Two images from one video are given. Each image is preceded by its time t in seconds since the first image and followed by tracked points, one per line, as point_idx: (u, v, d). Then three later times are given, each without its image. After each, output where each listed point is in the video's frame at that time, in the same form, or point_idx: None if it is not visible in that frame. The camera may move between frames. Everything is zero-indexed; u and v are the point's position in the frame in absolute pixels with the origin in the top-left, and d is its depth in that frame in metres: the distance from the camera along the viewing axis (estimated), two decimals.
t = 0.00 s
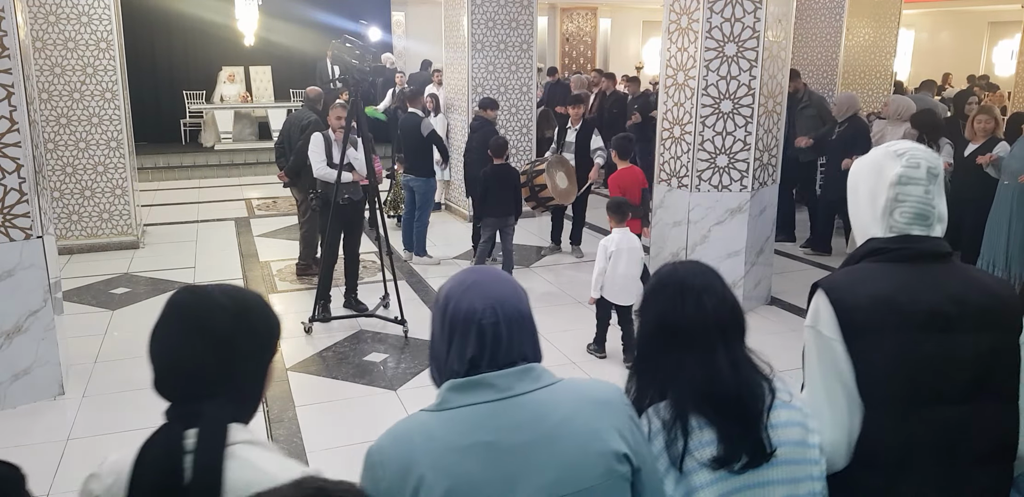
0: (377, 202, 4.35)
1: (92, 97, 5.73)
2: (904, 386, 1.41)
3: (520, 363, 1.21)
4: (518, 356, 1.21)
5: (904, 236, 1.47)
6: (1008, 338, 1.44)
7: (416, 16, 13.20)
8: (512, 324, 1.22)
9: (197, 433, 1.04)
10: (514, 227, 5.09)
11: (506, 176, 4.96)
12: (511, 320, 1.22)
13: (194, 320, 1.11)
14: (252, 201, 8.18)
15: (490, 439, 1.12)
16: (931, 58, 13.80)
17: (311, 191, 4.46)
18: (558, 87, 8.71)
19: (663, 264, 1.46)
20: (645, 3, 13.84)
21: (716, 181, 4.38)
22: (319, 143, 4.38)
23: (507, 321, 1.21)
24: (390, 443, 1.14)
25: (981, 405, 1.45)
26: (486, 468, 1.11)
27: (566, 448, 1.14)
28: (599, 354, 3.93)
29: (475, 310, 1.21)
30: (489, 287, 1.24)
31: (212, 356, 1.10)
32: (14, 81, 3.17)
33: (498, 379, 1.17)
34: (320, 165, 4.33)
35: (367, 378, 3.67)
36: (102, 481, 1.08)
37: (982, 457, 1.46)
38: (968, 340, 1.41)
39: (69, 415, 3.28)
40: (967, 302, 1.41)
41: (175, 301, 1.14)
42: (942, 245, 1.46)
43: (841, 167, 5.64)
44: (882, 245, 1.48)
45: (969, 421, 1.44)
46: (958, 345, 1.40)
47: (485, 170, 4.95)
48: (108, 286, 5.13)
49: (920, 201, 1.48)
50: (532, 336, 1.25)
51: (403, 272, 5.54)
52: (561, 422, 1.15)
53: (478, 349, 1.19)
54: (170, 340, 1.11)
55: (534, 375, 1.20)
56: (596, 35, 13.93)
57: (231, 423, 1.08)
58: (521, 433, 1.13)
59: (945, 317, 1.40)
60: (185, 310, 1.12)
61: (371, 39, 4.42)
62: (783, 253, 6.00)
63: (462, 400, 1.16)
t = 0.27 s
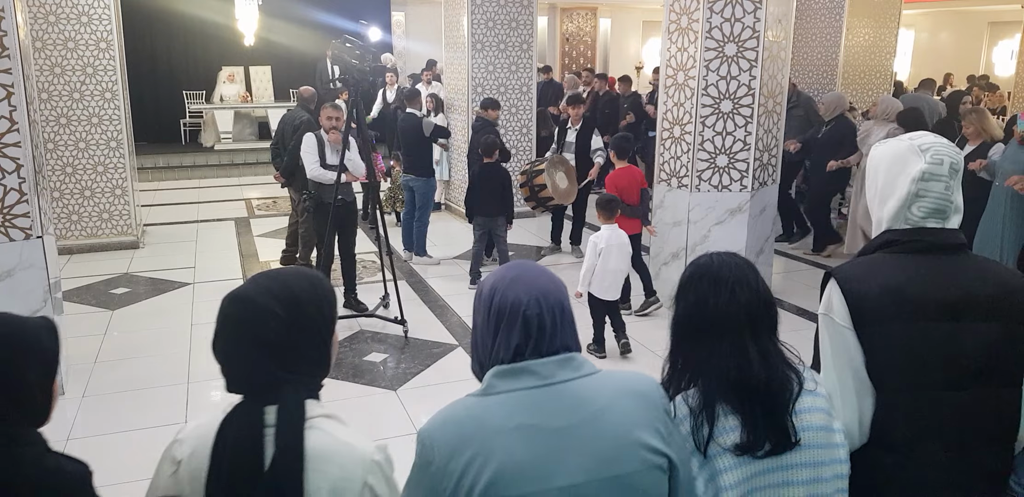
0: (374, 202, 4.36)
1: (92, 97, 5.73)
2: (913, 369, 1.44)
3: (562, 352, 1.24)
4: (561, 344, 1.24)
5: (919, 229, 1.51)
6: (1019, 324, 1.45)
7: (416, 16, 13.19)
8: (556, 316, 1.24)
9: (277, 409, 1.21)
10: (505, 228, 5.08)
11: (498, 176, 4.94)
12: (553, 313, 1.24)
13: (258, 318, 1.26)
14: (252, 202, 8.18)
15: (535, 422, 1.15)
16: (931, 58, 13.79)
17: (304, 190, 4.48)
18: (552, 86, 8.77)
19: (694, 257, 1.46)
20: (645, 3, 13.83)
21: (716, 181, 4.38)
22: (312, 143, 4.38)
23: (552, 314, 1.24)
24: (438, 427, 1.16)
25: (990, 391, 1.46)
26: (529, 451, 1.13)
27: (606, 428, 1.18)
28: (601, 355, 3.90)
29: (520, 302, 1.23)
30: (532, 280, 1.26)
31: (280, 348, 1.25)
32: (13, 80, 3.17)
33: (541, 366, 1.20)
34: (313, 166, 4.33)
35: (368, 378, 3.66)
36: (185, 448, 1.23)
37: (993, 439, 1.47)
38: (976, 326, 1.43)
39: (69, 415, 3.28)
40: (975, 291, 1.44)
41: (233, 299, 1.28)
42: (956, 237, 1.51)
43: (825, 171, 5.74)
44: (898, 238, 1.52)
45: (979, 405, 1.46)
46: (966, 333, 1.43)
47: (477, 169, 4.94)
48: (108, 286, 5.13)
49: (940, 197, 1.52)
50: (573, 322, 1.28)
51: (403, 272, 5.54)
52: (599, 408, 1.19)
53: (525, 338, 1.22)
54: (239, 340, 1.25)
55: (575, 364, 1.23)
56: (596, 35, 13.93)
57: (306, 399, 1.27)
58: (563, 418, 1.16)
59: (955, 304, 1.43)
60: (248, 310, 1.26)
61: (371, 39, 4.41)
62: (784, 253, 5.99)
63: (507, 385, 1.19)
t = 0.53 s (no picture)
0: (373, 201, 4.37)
1: (92, 97, 5.73)
2: (917, 356, 1.47)
3: (589, 337, 1.31)
4: (589, 329, 1.31)
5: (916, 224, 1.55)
6: (1013, 310, 1.50)
7: (416, 16, 13.19)
8: (584, 304, 1.31)
9: (332, 391, 1.19)
10: (497, 227, 5.05)
11: (490, 174, 4.92)
12: (582, 300, 1.31)
13: (307, 312, 1.22)
14: (251, 202, 8.18)
15: (569, 399, 1.22)
16: (932, 59, 13.79)
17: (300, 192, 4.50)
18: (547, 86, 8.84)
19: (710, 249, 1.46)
20: (645, 3, 13.83)
21: (716, 181, 4.38)
22: (305, 145, 4.39)
23: (581, 302, 1.31)
24: (478, 403, 1.23)
25: (988, 374, 1.50)
26: (564, 425, 1.21)
27: (635, 405, 1.25)
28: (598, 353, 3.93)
29: (552, 291, 1.30)
30: (562, 270, 1.33)
31: (329, 339, 1.22)
32: (13, 80, 3.17)
33: (573, 349, 1.27)
34: (309, 168, 4.35)
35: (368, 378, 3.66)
36: (246, 429, 1.20)
37: (992, 420, 1.52)
38: (977, 312, 1.48)
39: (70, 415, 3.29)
40: (975, 280, 1.48)
41: (279, 294, 1.25)
42: (953, 230, 1.54)
43: (809, 160, 5.68)
44: (895, 233, 1.55)
45: (977, 392, 1.50)
46: (970, 319, 1.47)
47: (466, 167, 4.94)
48: (108, 286, 5.13)
49: (937, 196, 1.53)
50: (597, 310, 1.35)
51: (403, 272, 5.54)
52: (630, 388, 1.26)
53: (557, 324, 1.29)
54: (288, 335, 1.22)
55: (604, 347, 1.30)
56: (596, 35, 13.93)
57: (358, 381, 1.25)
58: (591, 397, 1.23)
59: (956, 292, 1.47)
60: (293, 306, 1.23)
61: (371, 39, 4.42)
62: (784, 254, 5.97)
63: (542, 367, 1.26)
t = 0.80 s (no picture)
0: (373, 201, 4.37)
1: (92, 97, 5.73)
2: (922, 337, 1.50)
3: (605, 317, 1.39)
4: (604, 310, 1.39)
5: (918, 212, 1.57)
6: (1016, 293, 1.53)
7: (416, 16, 13.18)
8: (600, 287, 1.39)
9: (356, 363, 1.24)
10: (487, 228, 5.01)
11: (483, 171, 4.92)
12: (598, 283, 1.39)
13: (329, 297, 1.28)
14: (251, 202, 8.18)
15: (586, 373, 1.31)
16: (932, 59, 13.79)
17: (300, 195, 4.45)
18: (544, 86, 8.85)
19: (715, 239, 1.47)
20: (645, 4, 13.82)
21: (716, 181, 4.38)
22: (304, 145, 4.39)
23: (598, 285, 1.39)
24: (501, 377, 1.32)
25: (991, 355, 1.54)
26: (581, 397, 1.30)
27: (647, 379, 1.33)
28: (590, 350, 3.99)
29: (569, 275, 1.38)
30: (579, 255, 1.40)
31: (354, 320, 1.28)
32: (14, 81, 3.17)
33: (591, 327, 1.35)
34: (308, 168, 4.32)
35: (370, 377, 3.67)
36: (283, 402, 1.26)
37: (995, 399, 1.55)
38: (981, 294, 1.50)
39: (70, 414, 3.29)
40: (977, 263, 1.51)
41: (303, 281, 1.30)
42: (955, 217, 1.57)
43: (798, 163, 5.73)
44: (898, 219, 1.58)
45: (982, 370, 1.53)
46: (975, 300, 1.50)
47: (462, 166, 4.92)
48: (109, 286, 5.13)
49: (939, 185, 1.55)
50: (613, 292, 1.43)
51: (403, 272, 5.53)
52: (640, 364, 1.34)
53: (575, 304, 1.36)
54: (316, 317, 1.29)
55: (619, 326, 1.38)
56: (596, 35, 13.92)
57: (372, 360, 1.28)
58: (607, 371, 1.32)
59: (959, 275, 1.50)
60: (317, 292, 1.28)
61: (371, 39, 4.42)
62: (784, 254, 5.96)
63: (561, 345, 1.34)
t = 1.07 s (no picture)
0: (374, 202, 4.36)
1: (92, 97, 5.73)
2: (939, 336, 1.51)
3: (623, 301, 1.41)
4: (622, 295, 1.42)
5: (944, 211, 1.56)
6: None
7: (416, 16, 13.18)
8: (619, 272, 1.42)
9: (403, 352, 1.25)
10: (488, 229, 5.01)
11: (485, 171, 4.94)
12: (617, 268, 1.42)
13: (384, 282, 1.25)
14: (251, 202, 8.18)
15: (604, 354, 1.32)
16: (932, 59, 13.79)
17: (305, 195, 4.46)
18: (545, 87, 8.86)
19: (742, 232, 1.48)
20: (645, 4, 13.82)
21: (716, 181, 4.38)
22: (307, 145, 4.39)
23: (616, 269, 1.42)
24: (528, 361, 1.32)
25: (1003, 355, 1.56)
26: (606, 378, 1.31)
27: (664, 363, 1.34)
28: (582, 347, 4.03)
29: (589, 260, 1.41)
30: (597, 240, 1.44)
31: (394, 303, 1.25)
32: (14, 81, 3.17)
33: (611, 310, 1.37)
34: (313, 167, 4.32)
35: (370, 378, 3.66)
36: (322, 391, 1.26)
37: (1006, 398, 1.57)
38: (996, 294, 1.52)
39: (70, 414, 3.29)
40: (995, 263, 1.52)
41: (357, 265, 1.27)
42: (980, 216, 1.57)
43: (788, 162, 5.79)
44: (923, 216, 1.58)
45: (995, 368, 1.55)
46: (992, 302, 1.52)
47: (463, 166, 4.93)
48: (108, 286, 5.14)
49: (968, 185, 1.55)
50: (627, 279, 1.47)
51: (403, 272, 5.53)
52: (663, 345, 1.36)
53: (595, 287, 1.39)
54: (361, 298, 1.26)
55: (637, 309, 1.40)
56: (596, 35, 13.92)
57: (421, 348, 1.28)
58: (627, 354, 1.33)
59: (978, 275, 1.51)
60: (373, 276, 1.25)
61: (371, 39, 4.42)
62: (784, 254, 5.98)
63: (585, 327, 1.36)
